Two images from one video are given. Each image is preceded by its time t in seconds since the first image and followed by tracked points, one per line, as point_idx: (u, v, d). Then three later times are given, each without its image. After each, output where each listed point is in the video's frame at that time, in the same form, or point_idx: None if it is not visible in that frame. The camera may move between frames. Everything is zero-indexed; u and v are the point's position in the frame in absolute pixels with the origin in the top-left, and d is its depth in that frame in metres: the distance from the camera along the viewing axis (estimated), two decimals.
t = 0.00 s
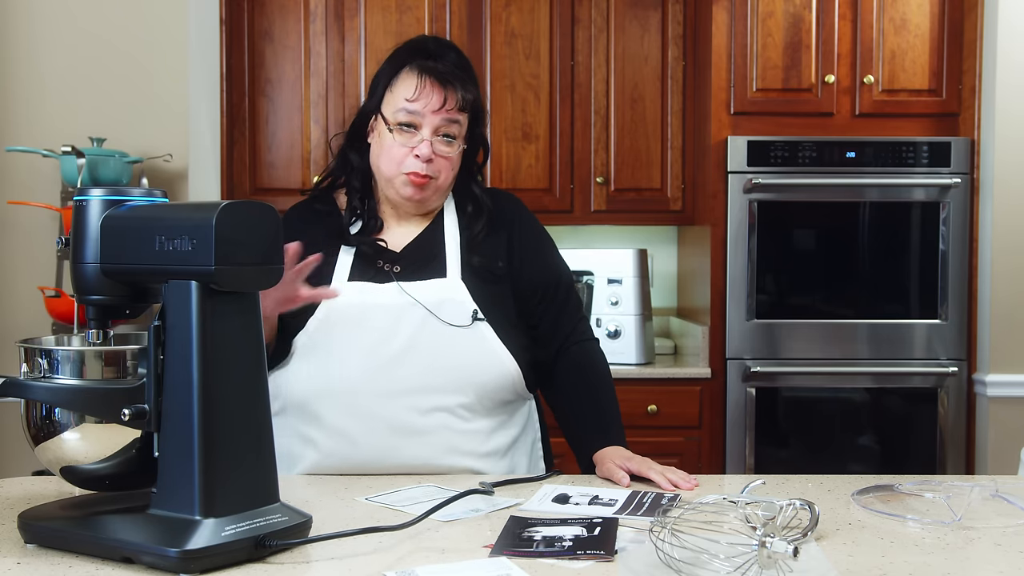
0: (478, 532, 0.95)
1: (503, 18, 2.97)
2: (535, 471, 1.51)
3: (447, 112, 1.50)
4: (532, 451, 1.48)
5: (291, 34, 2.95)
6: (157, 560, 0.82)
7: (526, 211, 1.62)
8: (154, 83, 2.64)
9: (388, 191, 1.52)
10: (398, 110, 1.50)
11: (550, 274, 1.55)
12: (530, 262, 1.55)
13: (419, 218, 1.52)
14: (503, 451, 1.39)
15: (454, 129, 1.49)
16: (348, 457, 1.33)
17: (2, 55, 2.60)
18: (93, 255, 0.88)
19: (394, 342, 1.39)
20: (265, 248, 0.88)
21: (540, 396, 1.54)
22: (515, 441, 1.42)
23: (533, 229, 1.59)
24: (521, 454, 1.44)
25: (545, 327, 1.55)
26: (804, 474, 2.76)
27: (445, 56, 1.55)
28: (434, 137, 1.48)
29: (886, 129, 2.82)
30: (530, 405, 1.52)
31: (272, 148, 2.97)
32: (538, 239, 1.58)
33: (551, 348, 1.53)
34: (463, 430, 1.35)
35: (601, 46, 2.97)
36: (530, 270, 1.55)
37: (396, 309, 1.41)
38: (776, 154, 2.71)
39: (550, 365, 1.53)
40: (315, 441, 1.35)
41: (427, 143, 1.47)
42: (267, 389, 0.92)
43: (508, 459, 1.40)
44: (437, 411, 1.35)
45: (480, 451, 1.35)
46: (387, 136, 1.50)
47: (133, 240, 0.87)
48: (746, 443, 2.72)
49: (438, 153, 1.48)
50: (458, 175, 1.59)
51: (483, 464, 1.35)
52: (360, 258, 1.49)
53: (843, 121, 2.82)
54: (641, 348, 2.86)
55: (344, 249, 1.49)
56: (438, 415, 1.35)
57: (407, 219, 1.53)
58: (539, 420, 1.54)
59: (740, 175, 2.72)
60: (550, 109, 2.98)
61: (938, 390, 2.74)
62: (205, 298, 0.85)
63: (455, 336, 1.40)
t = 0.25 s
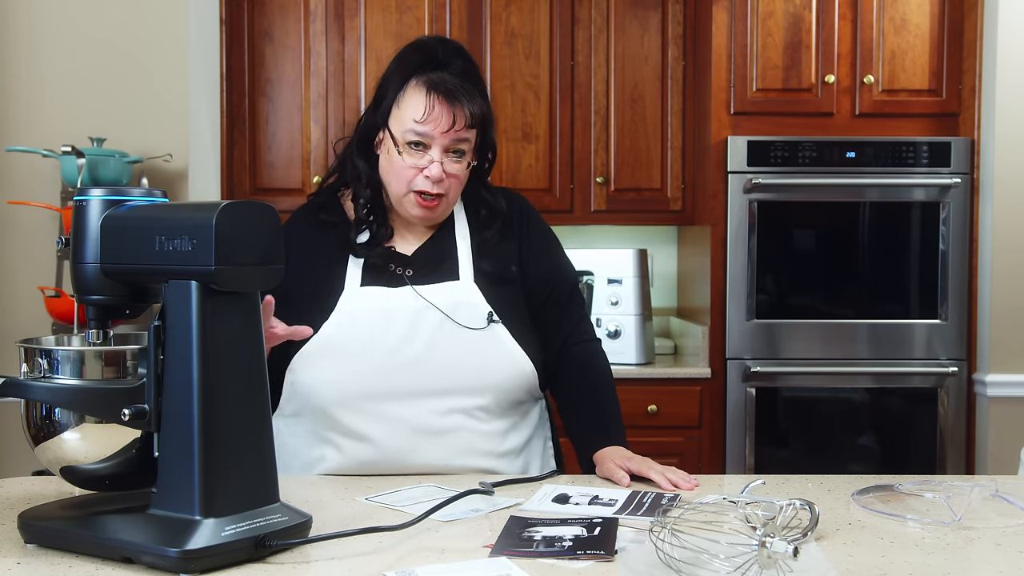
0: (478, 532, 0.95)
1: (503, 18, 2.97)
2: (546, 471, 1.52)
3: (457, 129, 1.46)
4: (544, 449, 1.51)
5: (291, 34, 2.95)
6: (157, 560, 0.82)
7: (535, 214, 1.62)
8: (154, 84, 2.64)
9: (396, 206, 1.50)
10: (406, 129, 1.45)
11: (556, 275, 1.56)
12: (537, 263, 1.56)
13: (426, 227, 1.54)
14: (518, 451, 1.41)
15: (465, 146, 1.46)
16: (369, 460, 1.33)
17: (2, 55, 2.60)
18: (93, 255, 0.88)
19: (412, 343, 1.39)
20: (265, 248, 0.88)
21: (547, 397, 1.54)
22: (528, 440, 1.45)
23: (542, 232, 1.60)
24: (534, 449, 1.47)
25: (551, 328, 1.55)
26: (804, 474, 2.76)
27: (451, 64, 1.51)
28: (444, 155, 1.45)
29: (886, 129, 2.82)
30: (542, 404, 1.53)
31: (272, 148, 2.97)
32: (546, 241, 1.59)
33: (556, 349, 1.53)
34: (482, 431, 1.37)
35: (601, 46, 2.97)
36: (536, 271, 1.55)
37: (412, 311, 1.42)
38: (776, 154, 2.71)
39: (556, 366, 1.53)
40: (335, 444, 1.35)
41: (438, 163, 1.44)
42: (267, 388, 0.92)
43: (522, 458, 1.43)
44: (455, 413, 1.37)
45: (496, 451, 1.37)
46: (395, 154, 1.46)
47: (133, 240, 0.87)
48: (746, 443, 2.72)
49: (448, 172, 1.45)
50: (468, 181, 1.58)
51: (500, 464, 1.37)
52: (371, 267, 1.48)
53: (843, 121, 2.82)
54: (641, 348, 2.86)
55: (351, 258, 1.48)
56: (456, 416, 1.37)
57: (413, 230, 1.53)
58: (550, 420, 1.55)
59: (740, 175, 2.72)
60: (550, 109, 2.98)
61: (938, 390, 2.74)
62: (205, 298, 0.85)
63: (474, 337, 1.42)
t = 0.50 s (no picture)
0: (478, 532, 0.95)
1: (503, 18, 2.97)
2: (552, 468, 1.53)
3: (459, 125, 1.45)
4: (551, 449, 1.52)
5: (291, 34, 2.95)
6: (157, 560, 0.82)
7: (539, 210, 1.62)
8: (154, 84, 2.64)
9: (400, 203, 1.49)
10: (408, 125, 1.44)
11: (560, 273, 1.55)
12: (542, 260, 1.56)
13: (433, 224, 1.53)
14: (528, 451, 1.42)
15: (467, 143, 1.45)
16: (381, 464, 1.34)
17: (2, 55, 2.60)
18: (93, 255, 0.88)
19: (422, 346, 1.39)
20: (266, 247, 0.88)
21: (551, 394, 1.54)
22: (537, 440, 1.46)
23: (546, 229, 1.60)
24: (542, 448, 1.48)
25: (555, 326, 1.55)
26: (804, 474, 2.76)
27: (456, 61, 1.51)
28: (446, 152, 1.44)
29: (886, 129, 2.82)
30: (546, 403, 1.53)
31: (272, 148, 2.97)
32: (550, 239, 1.59)
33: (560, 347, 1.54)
34: (493, 432, 1.38)
35: (601, 46, 2.97)
36: (541, 268, 1.55)
37: (420, 313, 1.42)
38: (776, 154, 2.71)
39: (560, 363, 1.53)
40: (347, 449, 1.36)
41: (439, 159, 1.43)
42: (267, 388, 0.92)
43: (531, 458, 1.43)
44: (466, 414, 1.37)
45: (508, 452, 1.38)
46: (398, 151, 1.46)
47: (133, 240, 0.87)
48: (746, 443, 2.72)
49: (450, 169, 1.44)
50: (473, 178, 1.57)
51: (511, 465, 1.38)
52: (378, 266, 1.49)
53: (843, 121, 2.82)
54: (641, 348, 2.86)
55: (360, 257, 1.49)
56: (467, 418, 1.37)
57: (420, 227, 1.53)
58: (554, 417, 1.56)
59: (740, 175, 2.72)
60: (550, 109, 2.98)
61: (938, 390, 2.74)
62: (205, 298, 0.85)
63: (481, 338, 1.42)
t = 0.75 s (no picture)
0: (478, 532, 0.95)
1: (503, 18, 2.97)
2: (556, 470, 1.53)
3: (464, 122, 1.45)
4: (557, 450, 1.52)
5: (291, 34, 2.95)
6: (157, 560, 0.82)
7: (545, 210, 1.63)
8: (154, 84, 2.64)
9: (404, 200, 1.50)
10: (414, 121, 1.45)
11: (565, 273, 1.56)
12: (547, 260, 1.56)
13: (437, 223, 1.53)
14: (534, 452, 1.42)
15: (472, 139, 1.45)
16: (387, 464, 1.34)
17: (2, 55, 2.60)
18: (93, 255, 0.88)
19: (427, 345, 1.40)
20: (265, 247, 0.88)
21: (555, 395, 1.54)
22: (543, 440, 1.46)
23: (552, 229, 1.60)
24: (548, 449, 1.48)
25: (560, 325, 1.55)
26: (804, 474, 2.76)
27: (462, 59, 1.50)
28: (450, 149, 1.44)
29: (886, 129, 2.82)
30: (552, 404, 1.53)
31: (272, 148, 2.97)
32: (555, 239, 1.59)
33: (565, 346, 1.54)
34: (499, 432, 1.38)
35: (601, 46, 2.97)
36: (545, 268, 1.55)
37: (426, 312, 1.43)
38: (776, 154, 2.71)
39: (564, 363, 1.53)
40: (353, 449, 1.36)
41: (444, 155, 1.44)
42: (267, 389, 0.92)
43: (538, 460, 1.43)
44: (473, 414, 1.38)
45: (514, 453, 1.38)
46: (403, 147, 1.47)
47: (133, 240, 0.86)
48: (746, 443, 2.72)
49: (454, 165, 1.44)
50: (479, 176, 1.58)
51: (518, 466, 1.38)
52: (384, 266, 1.48)
53: (843, 121, 2.82)
54: (641, 348, 2.86)
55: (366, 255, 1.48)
56: (474, 418, 1.37)
57: (423, 227, 1.52)
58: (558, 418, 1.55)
59: (740, 175, 2.72)
60: (550, 109, 2.98)
61: (938, 391, 2.74)
62: (205, 298, 0.85)
63: (487, 337, 1.42)
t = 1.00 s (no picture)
0: (478, 532, 0.95)
1: (503, 18, 2.97)
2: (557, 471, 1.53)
3: (470, 130, 1.44)
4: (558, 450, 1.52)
5: (291, 34, 2.95)
6: (157, 560, 0.82)
7: (549, 210, 1.63)
8: (154, 83, 2.64)
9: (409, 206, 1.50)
10: (419, 131, 1.44)
11: (568, 273, 1.55)
12: (549, 260, 1.56)
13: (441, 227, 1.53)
14: (535, 453, 1.42)
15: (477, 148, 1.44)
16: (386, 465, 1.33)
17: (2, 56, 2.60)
18: (93, 255, 0.88)
19: (427, 345, 1.40)
20: (266, 247, 0.88)
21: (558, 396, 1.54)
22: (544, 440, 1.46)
23: (555, 229, 1.60)
24: (549, 450, 1.48)
25: (562, 325, 1.55)
26: (804, 474, 2.76)
27: (466, 62, 1.50)
28: (456, 157, 1.44)
29: (886, 129, 2.82)
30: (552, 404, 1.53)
31: (272, 148, 2.97)
32: (558, 240, 1.59)
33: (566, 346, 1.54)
34: (500, 432, 1.38)
35: (601, 46, 2.97)
36: (548, 268, 1.55)
37: (426, 312, 1.42)
38: (776, 154, 2.71)
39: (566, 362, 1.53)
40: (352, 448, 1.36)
41: (451, 164, 1.43)
42: (268, 389, 0.92)
43: (538, 460, 1.43)
44: (473, 414, 1.38)
45: (515, 453, 1.38)
46: (408, 156, 1.46)
47: (133, 240, 0.87)
48: (746, 443, 2.72)
49: (460, 174, 1.44)
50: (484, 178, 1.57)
51: (518, 467, 1.38)
52: (385, 267, 1.49)
53: (843, 121, 2.82)
54: (641, 348, 2.87)
55: (367, 254, 1.49)
56: (475, 418, 1.37)
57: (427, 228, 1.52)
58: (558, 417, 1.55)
59: (740, 175, 2.72)
60: (550, 109, 2.98)
61: (938, 390, 2.74)
62: (205, 298, 0.85)
63: (487, 338, 1.42)
